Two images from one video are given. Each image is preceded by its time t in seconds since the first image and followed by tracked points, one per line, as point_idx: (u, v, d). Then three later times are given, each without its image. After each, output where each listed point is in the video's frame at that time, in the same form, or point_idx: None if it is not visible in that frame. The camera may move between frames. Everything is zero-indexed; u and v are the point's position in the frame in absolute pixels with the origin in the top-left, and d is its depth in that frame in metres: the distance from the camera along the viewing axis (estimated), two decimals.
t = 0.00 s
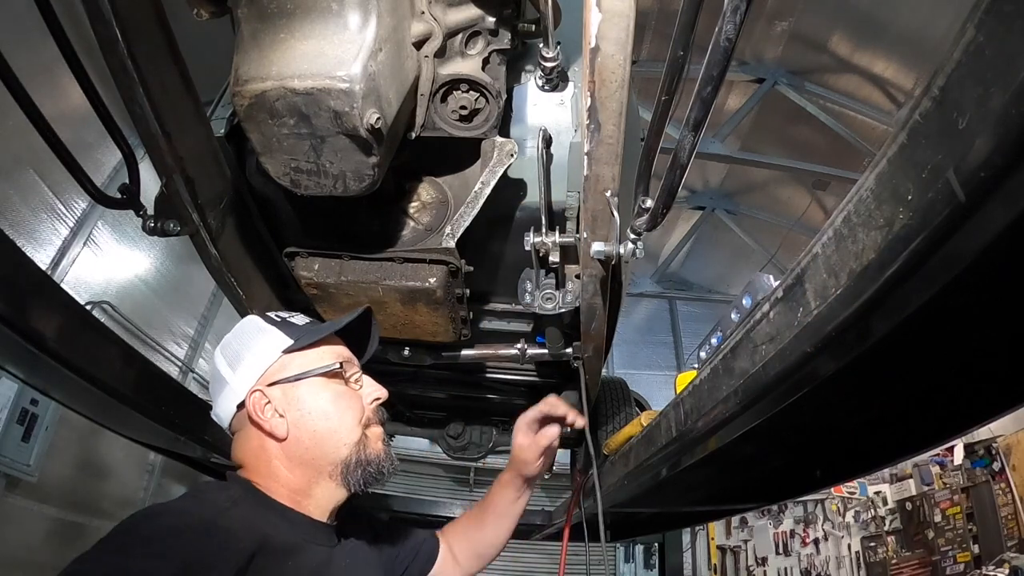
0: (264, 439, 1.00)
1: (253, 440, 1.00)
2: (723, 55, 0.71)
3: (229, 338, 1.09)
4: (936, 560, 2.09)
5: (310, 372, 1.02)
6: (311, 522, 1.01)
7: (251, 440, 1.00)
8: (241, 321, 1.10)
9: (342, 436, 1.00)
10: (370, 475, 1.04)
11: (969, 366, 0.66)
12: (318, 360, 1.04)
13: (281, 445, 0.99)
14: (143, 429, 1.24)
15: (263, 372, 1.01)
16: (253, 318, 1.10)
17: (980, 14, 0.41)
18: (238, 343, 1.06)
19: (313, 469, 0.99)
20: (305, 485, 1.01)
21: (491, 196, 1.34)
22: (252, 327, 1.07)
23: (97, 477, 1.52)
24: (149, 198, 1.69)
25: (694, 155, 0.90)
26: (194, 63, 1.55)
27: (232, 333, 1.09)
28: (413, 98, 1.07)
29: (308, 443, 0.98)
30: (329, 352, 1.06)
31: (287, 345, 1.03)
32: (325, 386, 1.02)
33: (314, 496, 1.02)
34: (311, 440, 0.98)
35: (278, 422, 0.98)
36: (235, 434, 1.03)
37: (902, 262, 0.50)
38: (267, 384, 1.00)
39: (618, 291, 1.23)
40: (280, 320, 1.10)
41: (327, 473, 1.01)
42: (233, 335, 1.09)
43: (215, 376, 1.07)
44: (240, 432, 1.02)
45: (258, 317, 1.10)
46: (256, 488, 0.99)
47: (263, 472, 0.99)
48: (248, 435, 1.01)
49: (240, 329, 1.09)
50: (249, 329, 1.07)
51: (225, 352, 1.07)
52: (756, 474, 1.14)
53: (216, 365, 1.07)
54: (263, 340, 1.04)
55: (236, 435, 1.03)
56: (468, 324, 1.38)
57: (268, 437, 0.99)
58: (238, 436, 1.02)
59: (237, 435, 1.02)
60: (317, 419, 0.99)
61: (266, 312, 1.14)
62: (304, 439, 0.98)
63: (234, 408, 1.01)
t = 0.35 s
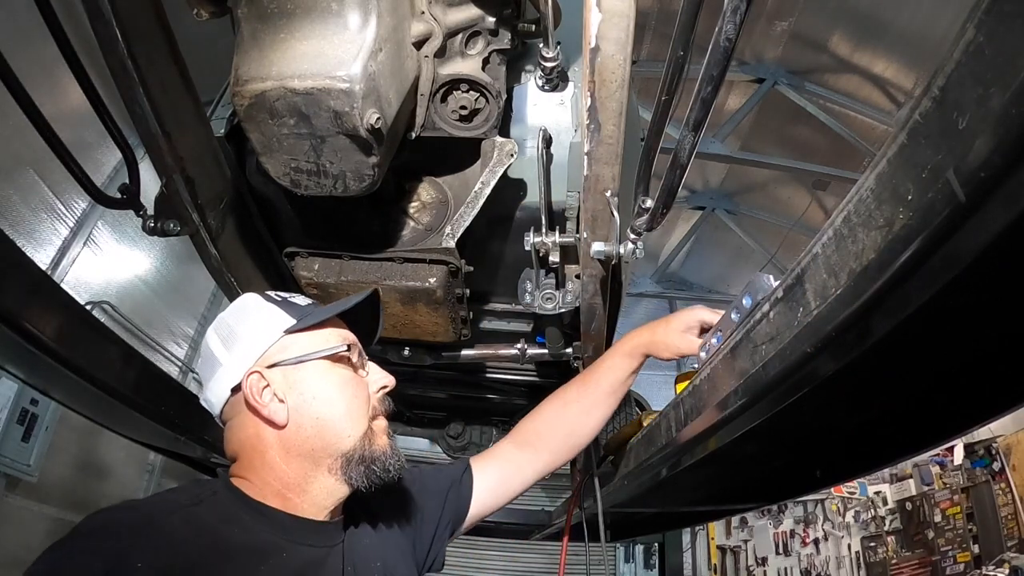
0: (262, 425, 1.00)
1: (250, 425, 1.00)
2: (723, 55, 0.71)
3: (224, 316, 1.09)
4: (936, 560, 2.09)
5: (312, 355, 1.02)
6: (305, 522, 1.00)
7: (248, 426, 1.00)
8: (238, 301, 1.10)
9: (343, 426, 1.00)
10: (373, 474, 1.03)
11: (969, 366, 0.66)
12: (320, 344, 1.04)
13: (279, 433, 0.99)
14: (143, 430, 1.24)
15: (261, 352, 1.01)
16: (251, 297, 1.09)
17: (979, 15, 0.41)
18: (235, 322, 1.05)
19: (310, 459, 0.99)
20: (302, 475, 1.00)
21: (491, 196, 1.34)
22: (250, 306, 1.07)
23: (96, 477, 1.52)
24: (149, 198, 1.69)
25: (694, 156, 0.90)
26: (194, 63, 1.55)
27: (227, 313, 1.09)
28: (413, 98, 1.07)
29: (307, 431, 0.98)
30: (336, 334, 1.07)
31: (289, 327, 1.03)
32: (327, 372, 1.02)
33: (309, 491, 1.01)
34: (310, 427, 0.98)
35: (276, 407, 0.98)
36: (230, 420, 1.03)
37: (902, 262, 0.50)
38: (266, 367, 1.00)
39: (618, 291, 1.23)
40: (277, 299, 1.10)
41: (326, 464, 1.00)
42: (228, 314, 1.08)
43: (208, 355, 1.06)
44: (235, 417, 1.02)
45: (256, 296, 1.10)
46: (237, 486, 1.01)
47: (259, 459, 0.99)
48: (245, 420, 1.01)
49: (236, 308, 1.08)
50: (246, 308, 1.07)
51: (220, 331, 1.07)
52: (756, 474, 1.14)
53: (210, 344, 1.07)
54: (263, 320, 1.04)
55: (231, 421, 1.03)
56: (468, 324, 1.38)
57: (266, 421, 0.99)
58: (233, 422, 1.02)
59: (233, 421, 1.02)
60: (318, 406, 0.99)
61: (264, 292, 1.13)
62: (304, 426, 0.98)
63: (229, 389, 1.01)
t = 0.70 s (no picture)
0: (266, 420, 1.00)
1: (254, 419, 1.00)
2: (723, 55, 0.71)
3: (227, 307, 1.10)
4: (936, 560, 2.09)
5: (319, 348, 1.03)
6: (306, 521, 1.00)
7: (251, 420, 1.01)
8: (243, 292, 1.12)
9: (351, 422, 1.00)
10: (381, 475, 1.02)
11: (970, 366, 0.66)
12: (328, 338, 1.06)
13: (284, 427, 0.99)
14: (143, 430, 1.24)
15: (267, 342, 1.03)
16: (255, 287, 1.11)
17: (979, 15, 0.41)
18: (239, 312, 1.07)
19: (316, 455, 0.99)
20: (307, 473, 1.00)
21: (491, 196, 1.34)
22: (255, 296, 1.09)
23: (96, 477, 1.52)
24: (149, 198, 1.69)
25: (694, 156, 0.90)
26: (194, 63, 1.55)
27: (231, 303, 1.11)
28: (413, 98, 1.07)
29: (313, 424, 0.99)
30: (346, 326, 1.08)
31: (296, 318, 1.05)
32: (335, 365, 1.03)
33: (314, 491, 1.01)
34: (316, 421, 0.99)
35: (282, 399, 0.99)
36: (232, 416, 1.03)
37: (902, 262, 0.50)
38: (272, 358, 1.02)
39: (618, 291, 1.23)
40: (281, 290, 1.12)
41: (331, 462, 1.00)
42: (232, 303, 1.10)
43: (212, 344, 1.08)
44: (237, 413, 1.02)
45: (260, 287, 1.11)
46: (235, 486, 1.00)
47: (263, 454, 0.99)
48: (248, 414, 1.01)
49: (240, 298, 1.10)
50: (251, 298, 1.09)
51: (224, 321, 1.08)
52: (756, 474, 1.14)
53: (215, 333, 1.09)
54: (269, 311, 1.06)
55: (233, 418, 1.03)
56: (468, 324, 1.38)
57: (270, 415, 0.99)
58: (235, 418, 1.02)
59: (235, 416, 1.03)
60: (324, 398, 1.00)
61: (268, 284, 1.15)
62: (310, 419, 0.99)
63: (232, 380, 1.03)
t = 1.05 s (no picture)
0: (286, 429, 1.01)
1: (274, 429, 1.01)
2: (723, 55, 0.71)
3: (245, 325, 1.10)
4: (936, 560, 2.08)
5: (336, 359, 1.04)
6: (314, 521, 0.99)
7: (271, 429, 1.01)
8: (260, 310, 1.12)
9: (368, 429, 1.01)
10: (397, 477, 1.02)
11: (969, 366, 0.66)
12: (343, 349, 1.06)
13: (304, 435, 1.00)
14: (143, 430, 1.24)
15: (284, 358, 1.03)
16: (272, 305, 1.11)
17: (979, 15, 0.41)
18: (257, 329, 1.07)
19: (335, 460, 1.00)
20: (326, 479, 1.00)
21: (491, 196, 1.34)
22: (271, 313, 1.09)
23: (96, 477, 1.52)
24: (149, 198, 1.69)
25: (694, 156, 0.90)
26: (194, 62, 1.54)
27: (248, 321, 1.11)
28: (413, 98, 1.07)
29: (331, 432, 1.00)
30: (356, 338, 1.09)
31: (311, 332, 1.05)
32: (352, 374, 1.04)
33: (334, 494, 1.01)
34: (334, 428, 1.00)
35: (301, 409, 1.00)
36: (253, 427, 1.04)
37: (902, 262, 0.50)
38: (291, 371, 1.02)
39: (618, 291, 1.23)
40: (298, 307, 1.12)
41: (350, 467, 1.01)
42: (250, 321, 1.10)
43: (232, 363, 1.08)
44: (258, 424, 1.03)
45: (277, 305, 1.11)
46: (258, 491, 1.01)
47: (283, 462, 1.00)
48: (268, 424, 1.02)
49: (258, 316, 1.10)
50: (267, 315, 1.09)
51: (242, 339, 1.08)
52: (756, 474, 1.14)
53: (234, 352, 1.09)
54: (285, 326, 1.06)
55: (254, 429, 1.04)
56: (468, 325, 1.38)
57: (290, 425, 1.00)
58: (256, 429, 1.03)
59: (256, 427, 1.03)
60: (342, 407, 1.01)
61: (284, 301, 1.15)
62: (328, 427, 1.00)
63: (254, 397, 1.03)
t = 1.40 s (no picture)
0: (321, 441, 1.01)
1: (309, 442, 1.01)
2: (723, 54, 0.71)
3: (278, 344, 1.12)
4: (936, 560, 2.08)
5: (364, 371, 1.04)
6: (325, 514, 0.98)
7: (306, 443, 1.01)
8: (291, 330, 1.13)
9: (398, 434, 1.01)
10: (427, 479, 1.03)
11: (970, 366, 0.66)
12: (371, 361, 1.07)
13: (339, 445, 1.00)
14: (143, 430, 1.24)
15: (317, 372, 1.04)
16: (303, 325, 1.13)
17: (980, 14, 0.41)
18: (290, 346, 1.08)
19: (370, 467, 0.99)
20: (362, 485, 1.00)
21: (491, 196, 1.34)
22: (302, 332, 1.10)
23: (96, 477, 1.52)
24: (149, 198, 1.69)
25: (694, 155, 0.90)
26: (194, 62, 1.54)
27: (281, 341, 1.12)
28: (413, 98, 1.07)
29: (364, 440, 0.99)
30: (383, 351, 1.09)
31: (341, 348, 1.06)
32: (380, 385, 1.04)
33: (371, 499, 1.01)
34: (368, 436, 1.00)
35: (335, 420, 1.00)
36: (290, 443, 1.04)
37: (902, 262, 0.50)
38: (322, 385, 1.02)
39: (618, 291, 1.23)
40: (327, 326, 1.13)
41: (384, 473, 1.00)
42: (282, 341, 1.11)
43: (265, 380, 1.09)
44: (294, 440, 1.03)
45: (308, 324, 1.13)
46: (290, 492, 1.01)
47: (320, 474, 1.00)
48: (304, 439, 1.02)
49: (289, 335, 1.11)
50: (299, 334, 1.10)
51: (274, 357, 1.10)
52: (756, 475, 1.14)
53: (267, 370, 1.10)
54: (317, 343, 1.07)
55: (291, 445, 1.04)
56: (468, 325, 1.39)
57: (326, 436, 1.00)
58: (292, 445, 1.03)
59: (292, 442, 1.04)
60: (373, 415, 1.01)
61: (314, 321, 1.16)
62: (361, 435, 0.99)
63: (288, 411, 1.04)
